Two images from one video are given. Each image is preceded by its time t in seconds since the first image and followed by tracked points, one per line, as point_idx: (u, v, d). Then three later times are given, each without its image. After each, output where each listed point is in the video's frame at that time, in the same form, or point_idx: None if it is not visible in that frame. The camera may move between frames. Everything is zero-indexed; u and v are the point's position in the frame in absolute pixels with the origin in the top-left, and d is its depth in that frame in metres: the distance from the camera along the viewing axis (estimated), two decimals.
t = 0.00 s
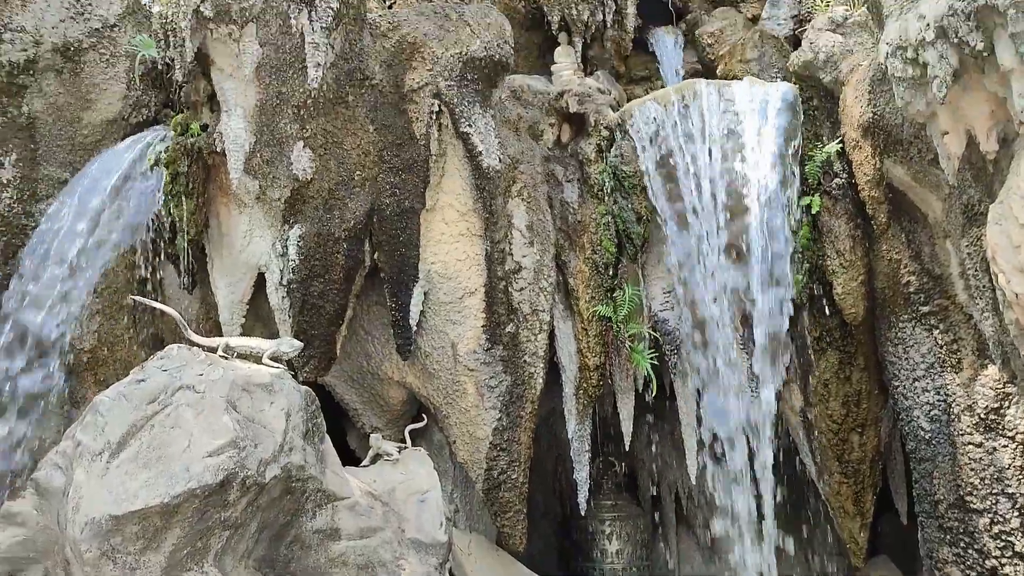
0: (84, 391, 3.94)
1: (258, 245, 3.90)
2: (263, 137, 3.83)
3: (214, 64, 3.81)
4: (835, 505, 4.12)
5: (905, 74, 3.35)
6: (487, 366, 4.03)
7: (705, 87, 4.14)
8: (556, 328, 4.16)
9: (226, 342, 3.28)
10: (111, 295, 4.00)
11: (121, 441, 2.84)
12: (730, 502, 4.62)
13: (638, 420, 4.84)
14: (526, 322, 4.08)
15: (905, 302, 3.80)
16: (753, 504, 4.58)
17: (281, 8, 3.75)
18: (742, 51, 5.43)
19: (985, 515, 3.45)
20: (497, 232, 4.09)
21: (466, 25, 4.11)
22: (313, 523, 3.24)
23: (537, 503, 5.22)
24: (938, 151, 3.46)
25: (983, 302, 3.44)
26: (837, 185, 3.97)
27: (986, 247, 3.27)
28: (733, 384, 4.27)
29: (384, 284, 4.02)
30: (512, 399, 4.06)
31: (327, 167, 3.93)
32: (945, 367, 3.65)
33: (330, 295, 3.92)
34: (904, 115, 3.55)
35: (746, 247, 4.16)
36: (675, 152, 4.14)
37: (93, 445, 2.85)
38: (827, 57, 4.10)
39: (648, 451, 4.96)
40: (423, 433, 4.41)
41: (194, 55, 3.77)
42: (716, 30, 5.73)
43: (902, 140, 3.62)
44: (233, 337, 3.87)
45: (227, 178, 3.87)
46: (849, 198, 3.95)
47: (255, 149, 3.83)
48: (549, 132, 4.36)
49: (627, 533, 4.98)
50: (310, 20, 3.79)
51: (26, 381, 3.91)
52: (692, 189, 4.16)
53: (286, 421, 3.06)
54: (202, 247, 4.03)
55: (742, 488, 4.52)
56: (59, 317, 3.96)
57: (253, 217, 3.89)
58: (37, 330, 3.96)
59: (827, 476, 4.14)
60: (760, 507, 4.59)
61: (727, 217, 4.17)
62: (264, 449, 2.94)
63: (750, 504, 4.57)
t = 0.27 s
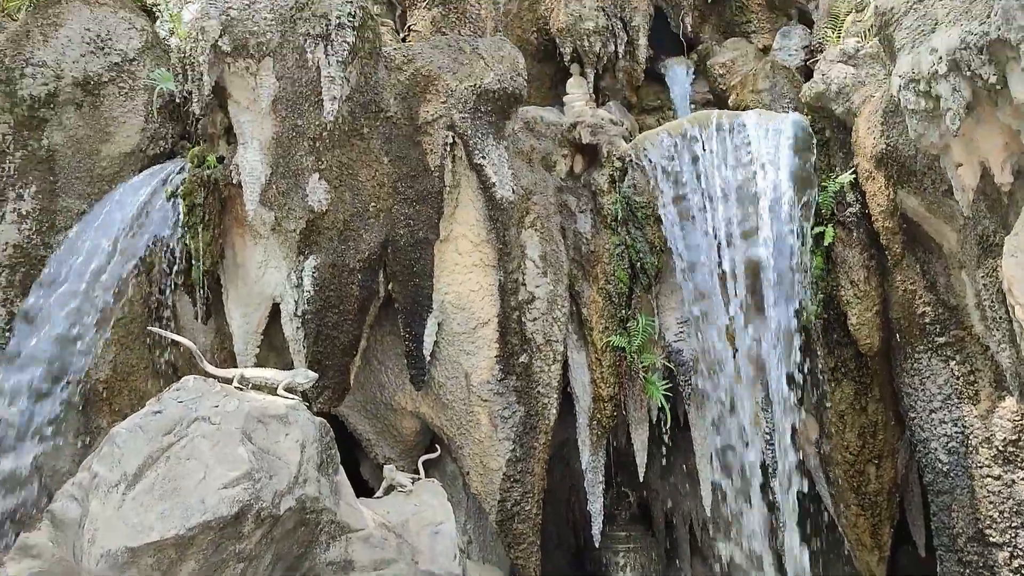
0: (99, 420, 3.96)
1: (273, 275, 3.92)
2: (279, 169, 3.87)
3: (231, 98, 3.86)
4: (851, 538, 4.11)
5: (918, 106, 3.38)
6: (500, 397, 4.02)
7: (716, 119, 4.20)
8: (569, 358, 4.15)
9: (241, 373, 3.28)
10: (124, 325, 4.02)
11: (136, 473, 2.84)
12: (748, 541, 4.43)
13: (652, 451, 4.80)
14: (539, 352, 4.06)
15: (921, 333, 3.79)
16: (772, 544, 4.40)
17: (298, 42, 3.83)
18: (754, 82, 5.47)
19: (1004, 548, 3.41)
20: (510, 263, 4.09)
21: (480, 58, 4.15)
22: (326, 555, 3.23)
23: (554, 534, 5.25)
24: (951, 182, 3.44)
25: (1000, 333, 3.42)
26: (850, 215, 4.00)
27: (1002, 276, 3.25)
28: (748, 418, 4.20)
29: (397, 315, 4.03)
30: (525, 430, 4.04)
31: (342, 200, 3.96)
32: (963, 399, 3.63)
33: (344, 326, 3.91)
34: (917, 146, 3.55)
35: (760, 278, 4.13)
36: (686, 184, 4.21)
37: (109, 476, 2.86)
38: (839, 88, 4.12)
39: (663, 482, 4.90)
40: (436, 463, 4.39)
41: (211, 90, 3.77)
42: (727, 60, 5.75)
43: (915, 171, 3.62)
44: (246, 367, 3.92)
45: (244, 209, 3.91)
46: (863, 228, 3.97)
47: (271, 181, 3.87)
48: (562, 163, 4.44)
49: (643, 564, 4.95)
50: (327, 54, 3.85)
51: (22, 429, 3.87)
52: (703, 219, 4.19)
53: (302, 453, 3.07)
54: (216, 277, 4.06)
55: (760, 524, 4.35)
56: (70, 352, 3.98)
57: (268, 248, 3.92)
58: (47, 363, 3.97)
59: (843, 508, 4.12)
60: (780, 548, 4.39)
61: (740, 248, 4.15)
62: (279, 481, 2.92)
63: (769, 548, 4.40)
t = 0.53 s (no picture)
0: (113, 450, 3.93)
1: (286, 304, 3.90)
2: (294, 200, 3.89)
3: (246, 129, 3.92)
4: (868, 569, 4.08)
5: (930, 137, 3.37)
6: (513, 426, 4.00)
7: (727, 149, 4.19)
8: (583, 388, 4.15)
9: (256, 403, 3.28)
10: (141, 356, 4.00)
11: (151, 504, 2.85)
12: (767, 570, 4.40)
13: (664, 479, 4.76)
14: (552, 381, 4.05)
15: (936, 362, 3.83)
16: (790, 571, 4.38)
17: (313, 74, 3.90)
18: (764, 112, 5.45)
19: None
20: (523, 292, 4.09)
21: (492, 90, 4.24)
22: None
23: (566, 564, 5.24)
24: (965, 214, 3.49)
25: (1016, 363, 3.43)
26: (862, 245, 4.02)
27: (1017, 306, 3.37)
28: (761, 447, 4.19)
29: (410, 344, 4.05)
30: (538, 460, 4.01)
31: (355, 230, 3.98)
32: (979, 429, 3.71)
33: (356, 355, 3.91)
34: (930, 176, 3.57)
35: (770, 307, 4.15)
36: (698, 214, 4.20)
37: (124, 507, 2.88)
38: (850, 118, 4.16)
39: (676, 512, 4.86)
40: (448, 493, 4.37)
41: (227, 121, 3.87)
42: (738, 89, 5.80)
43: (927, 202, 3.66)
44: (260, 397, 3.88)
45: (258, 239, 3.90)
46: (875, 258, 4.01)
47: (285, 212, 3.87)
48: (574, 193, 4.44)
49: None
50: (341, 87, 3.92)
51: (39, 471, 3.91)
52: (715, 249, 4.19)
53: (314, 483, 3.04)
54: (230, 306, 4.04)
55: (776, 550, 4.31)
56: (88, 385, 4.00)
57: (282, 277, 3.90)
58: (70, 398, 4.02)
59: (859, 539, 4.09)
60: None
61: (751, 278, 4.15)
62: (295, 511, 2.91)
63: (785, 575, 4.42)
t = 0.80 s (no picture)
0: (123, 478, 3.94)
1: (297, 333, 3.88)
2: (305, 229, 3.89)
3: (259, 158, 3.96)
4: None
5: (940, 167, 3.39)
6: (523, 455, 3.98)
7: (738, 177, 4.30)
8: (592, 417, 4.15)
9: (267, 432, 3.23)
10: (153, 383, 4.05)
11: (162, 533, 2.74)
12: None
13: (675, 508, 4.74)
14: (562, 410, 4.04)
15: (948, 392, 3.85)
16: None
17: (326, 105, 3.96)
18: (773, 140, 5.54)
19: None
20: (533, 321, 4.08)
21: (502, 119, 4.25)
22: None
23: None
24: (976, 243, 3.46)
25: None
26: (874, 275, 4.05)
27: None
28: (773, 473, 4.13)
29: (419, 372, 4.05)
30: (548, 489, 3.99)
31: (366, 259, 4.01)
32: (993, 459, 3.69)
33: (366, 384, 3.92)
34: (940, 206, 3.58)
35: (782, 331, 4.18)
36: (708, 241, 4.31)
37: (133, 536, 2.73)
38: (859, 148, 4.19)
39: (687, 541, 4.83)
40: (458, 522, 4.36)
41: (240, 150, 3.89)
42: (746, 117, 5.85)
43: (937, 231, 3.66)
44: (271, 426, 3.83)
45: (269, 267, 3.88)
46: (886, 286, 4.03)
47: (297, 241, 3.87)
48: (583, 222, 4.44)
49: None
50: (353, 117, 3.99)
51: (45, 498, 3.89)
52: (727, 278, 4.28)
53: (325, 513, 2.98)
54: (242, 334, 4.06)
55: None
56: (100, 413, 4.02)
57: (293, 306, 3.89)
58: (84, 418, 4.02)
59: (872, 567, 4.14)
60: None
61: (762, 301, 4.23)
62: (304, 542, 2.85)
63: None
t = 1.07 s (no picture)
0: (130, 506, 3.92)
1: (306, 360, 3.85)
2: (314, 257, 3.90)
3: (269, 188, 3.97)
4: None
5: (947, 198, 3.41)
6: (531, 484, 3.96)
7: (744, 207, 4.37)
8: (600, 445, 4.11)
9: (274, 460, 3.21)
10: (160, 411, 4.05)
11: (171, 561, 2.67)
12: None
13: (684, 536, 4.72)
14: (570, 438, 4.02)
15: (959, 421, 3.85)
16: None
17: (335, 135, 4.01)
18: (779, 167, 5.56)
19: None
20: (541, 349, 4.09)
21: (510, 149, 4.29)
22: None
23: None
24: (984, 272, 3.47)
25: None
26: (881, 302, 4.07)
27: None
28: (783, 496, 4.13)
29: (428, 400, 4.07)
30: (556, 518, 3.97)
31: (375, 287, 4.01)
32: (1003, 490, 3.69)
33: (374, 412, 3.93)
34: (947, 236, 3.58)
35: (791, 351, 4.19)
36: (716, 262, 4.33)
37: (141, 566, 2.67)
38: (865, 177, 4.19)
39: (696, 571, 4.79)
40: (466, 551, 4.34)
41: (250, 180, 3.91)
42: (753, 145, 5.87)
43: (945, 260, 3.67)
44: (278, 453, 3.80)
45: (278, 295, 3.86)
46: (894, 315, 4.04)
47: (306, 270, 3.86)
48: (591, 249, 4.49)
49: None
50: (362, 147, 4.03)
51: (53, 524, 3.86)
52: (732, 302, 4.30)
53: (334, 543, 2.86)
54: (250, 363, 4.00)
55: None
56: (106, 438, 4.01)
57: (302, 334, 3.86)
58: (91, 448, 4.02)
59: None
60: None
61: (770, 323, 4.26)
62: (312, 571, 2.73)
63: None
